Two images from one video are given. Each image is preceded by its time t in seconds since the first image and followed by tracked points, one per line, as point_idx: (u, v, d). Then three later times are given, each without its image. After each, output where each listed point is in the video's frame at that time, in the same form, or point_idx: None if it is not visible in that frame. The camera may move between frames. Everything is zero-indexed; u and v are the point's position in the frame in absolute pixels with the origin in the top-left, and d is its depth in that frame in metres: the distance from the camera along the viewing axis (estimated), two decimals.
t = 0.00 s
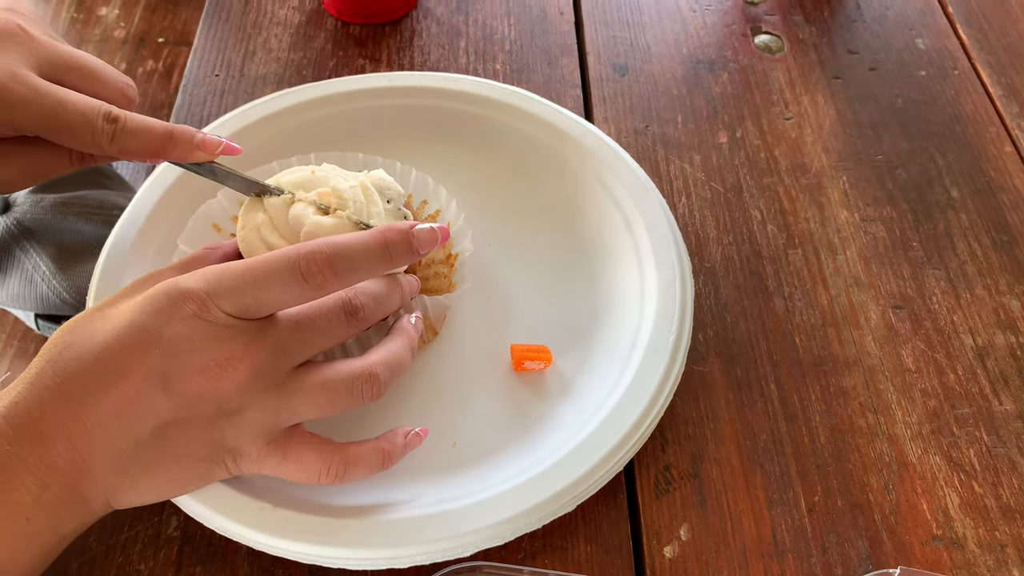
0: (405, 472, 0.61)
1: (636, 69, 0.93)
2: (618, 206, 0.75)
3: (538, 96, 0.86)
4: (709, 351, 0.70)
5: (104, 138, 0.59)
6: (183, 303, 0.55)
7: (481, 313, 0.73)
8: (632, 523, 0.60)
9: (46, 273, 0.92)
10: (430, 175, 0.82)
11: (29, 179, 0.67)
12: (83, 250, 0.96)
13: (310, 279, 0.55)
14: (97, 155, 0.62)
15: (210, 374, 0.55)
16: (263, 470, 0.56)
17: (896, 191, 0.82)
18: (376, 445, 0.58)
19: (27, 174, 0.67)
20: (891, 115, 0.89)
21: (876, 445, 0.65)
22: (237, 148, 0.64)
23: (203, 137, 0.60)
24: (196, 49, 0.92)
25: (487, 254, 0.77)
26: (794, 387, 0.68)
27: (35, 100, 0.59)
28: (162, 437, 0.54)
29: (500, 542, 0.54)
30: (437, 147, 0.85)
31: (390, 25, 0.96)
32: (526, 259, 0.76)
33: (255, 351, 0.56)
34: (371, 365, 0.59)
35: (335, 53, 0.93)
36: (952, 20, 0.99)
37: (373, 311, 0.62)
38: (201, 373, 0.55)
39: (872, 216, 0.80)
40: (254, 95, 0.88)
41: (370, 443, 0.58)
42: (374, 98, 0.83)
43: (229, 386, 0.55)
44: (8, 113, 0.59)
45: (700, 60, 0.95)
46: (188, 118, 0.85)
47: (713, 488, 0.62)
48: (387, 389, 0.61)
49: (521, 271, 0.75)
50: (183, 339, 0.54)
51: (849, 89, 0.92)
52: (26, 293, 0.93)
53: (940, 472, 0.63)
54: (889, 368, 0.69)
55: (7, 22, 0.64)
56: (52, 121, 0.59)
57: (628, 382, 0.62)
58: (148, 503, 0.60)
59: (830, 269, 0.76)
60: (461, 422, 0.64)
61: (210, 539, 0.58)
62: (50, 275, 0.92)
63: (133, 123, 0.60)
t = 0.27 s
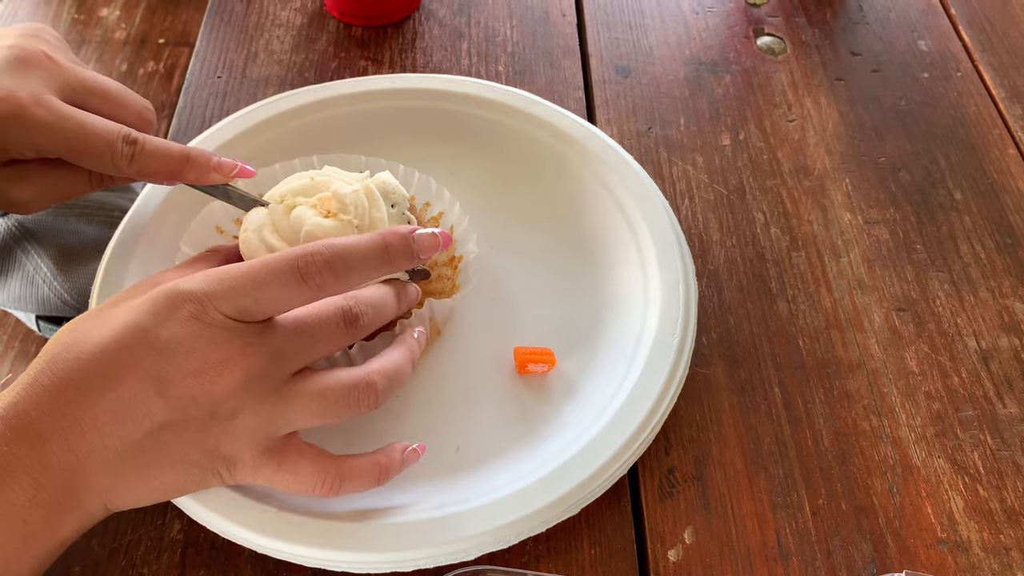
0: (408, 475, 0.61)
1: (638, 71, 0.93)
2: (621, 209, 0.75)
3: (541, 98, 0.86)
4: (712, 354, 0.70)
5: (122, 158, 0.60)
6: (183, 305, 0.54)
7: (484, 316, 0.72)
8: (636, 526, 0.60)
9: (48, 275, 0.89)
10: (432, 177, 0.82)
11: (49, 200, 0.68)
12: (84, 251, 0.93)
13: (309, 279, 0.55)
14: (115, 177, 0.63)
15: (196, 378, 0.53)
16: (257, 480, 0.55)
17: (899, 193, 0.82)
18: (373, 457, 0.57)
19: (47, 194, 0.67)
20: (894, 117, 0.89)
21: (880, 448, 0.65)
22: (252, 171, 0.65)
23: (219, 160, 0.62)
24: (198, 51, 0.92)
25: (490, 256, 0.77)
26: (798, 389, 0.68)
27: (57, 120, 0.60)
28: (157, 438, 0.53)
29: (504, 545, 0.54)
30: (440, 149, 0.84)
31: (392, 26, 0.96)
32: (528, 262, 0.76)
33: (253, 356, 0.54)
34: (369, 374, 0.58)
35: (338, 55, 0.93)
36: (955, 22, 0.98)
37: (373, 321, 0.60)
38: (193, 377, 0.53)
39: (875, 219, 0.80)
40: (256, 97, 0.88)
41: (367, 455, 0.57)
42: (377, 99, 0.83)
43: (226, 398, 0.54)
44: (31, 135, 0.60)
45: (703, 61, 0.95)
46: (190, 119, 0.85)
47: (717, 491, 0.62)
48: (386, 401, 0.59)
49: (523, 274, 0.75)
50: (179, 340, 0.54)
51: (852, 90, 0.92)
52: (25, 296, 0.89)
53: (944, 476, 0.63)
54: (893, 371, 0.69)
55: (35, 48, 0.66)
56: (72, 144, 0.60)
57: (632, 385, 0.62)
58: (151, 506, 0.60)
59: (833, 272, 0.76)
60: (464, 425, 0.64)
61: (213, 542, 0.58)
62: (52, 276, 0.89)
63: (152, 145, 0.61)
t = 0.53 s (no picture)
0: (409, 478, 0.60)
1: (639, 70, 0.92)
2: (622, 209, 0.75)
3: (541, 98, 0.86)
4: (714, 355, 0.70)
5: (139, 185, 0.63)
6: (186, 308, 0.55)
7: (485, 317, 0.72)
8: (638, 528, 0.60)
9: (48, 275, 0.88)
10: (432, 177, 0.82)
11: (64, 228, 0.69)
12: (84, 252, 0.92)
13: (274, 293, 0.55)
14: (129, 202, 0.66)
15: (168, 394, 0.53)
16: (219, 501, 0.53)
17: (901, 193, 0.82)
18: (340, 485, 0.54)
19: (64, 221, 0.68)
20: (896, 117, 0.89)
21: (883, 449, 0.64)
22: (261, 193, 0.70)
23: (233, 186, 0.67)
24: (198, 51, 0.92)
25: (490, 257, 0.77)
26: (801, 390, 0.67)
27: (72, 148, 0.63)
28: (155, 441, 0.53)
29: (505, 549, 0.54)
30: (440, 149, 0.84)
31: (393, 26, 0.96)
32: (529, 262, 0.76)
33: (215, 374, 0.54)
34: (336, 396, 0.56)
35: (338, 55, 0.93)
36: (957, 21, 0.98)
37: (352, 348, 0.60)
38: (172, 385, 0.53)
39: (877, 219, 0.80)
40: (256, 97, 0.88)
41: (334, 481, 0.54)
42: (376, 99, 0.83)
43: (211, 411, 0.53)
44: (52, 164, 0.63)
45: (705, 61, 0.94)
46: (190, 120, 0.84)
47: (719, 493, 0.61)
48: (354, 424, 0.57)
49: (524, 275, 0.75)
50: (170, 348, 0.54)
51: (854, 90, 0.92)
52: (25, 296, 0.88)
53: (948, 477, 0.63)
54: (896, 372, 0.69)
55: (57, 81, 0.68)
56: (90, 171, 0.63)
57: (634, 387, 0.62)
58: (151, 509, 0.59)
59: (836, 272, 0.75)
60: (464, 427, 0.64)
61: (214, 544, 0.58)
62: (51, 277, 0.88)
63: (168, 173, 0.64)
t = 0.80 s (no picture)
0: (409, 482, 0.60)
1: (640, 72, 0.92)
2: (623, 211, 0.75)
3: (541, 100, 0.86)
4: (715, 357, 0.69)
5: (143, 201, 0.64)
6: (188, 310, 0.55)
7: (485, 319, 0.72)
8: (639, 531, 0.60)
9: (47, 277, 0.88)
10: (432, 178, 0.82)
11: (64, 234, 0.68)
12: (84, 254, 0.92)
13: (278, 291, 0.55)
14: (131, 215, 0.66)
15: (171, 393, 0.53)
16: (221, 501, 0.52)
17: (902, 195, 0.82)
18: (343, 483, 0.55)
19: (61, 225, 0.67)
20: (897, 119, 0.88)
21: (884, 452, 0.64)
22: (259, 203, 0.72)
23: (234, 199, 0.68)
24: (197, 53, 0.91)
25: (490, 258, 0.76)
26: (801, 393, 0.67)
27: (80, 165, 0.63)
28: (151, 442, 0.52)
29: (504, 553, 0.53)
30: (440, 151, 0.84)
31: (392, 28, 0.96)
32: (529, 264, 0.76)
33: (218, 374, 0.54)
34: (340, 392, 0.56)
35: (337, 56, 0.93)
36: (958, 23, 0.98)
37: (354, 347, 0.60)
38: (175, 384, 0.53)
39: (878, 221, 0.80)
40: (256, 98, 0.88)
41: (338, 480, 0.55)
42: (376, 101, 0.83)
43: (213, 410, 0.53)
44: (63, 178, 0.63)
45: (705, 63, 0.94)
46: (190, 122, 0.84)
47: (720, 497, 0.61)
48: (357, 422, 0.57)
49: (524, 277, 0.75)
50: (169, 352, 0.53)
51: (855, 92, 0.91)
52: (24, 297, 0.88)
53: (948, 480, 0.63)
54: (897, 374, 0.69)
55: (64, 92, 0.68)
56: (97, 184, 0.63)
57: (634, 389, 0.62)
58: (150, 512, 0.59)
59: (837, 274, 0.75)
60: (464, 430, 0.64)
61: (213, 548, 0.58)
62: (51, 279, 0.88)
63: (172, 189, 0.65)
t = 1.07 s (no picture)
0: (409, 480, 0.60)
1: (640, 71, 0.92)
2: (623, 211, 0.75)
3: (541, 99, 0.86)
4: (715, 357, 0.69)
5: (137, 203, 0.64)
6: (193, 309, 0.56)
7: (484, 319, 0.72)
8: (638, 530, 0.60)
9: (46, 277, 0.87)
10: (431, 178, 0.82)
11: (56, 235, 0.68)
12: (84, 253, 0.91)
13: (297, 281, 0.56)
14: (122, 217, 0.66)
15: (189, 378, 0.55)
16: (230, 493, 0.53)
17: (902, 194, 0.82)
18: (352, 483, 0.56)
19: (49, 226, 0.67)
20: (897, 118, 0.88)
21: (884, 452, 0.64)
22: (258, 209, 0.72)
23: (226, 202, 0.68)
24: (196, 52, 0.91)
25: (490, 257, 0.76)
26: (801, 393, 0.67)
27: (73, 165, 0.63)
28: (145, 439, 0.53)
29: (504, 552, 0.53)
30: (439, 149, 0.84)
31: (392, 27, 0.96)
32: (529, 263, 0.76)
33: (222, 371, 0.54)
34: (352, 389, 0.58)
35: (337, 56, 0.92)
36: (958, 22, 0.98)
37: (365, 347, 0.61)
38: (189, 375, 0.54)
39: (878, 220, 0.79)
40: (255, 98, 0.88)
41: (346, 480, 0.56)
42: (375, 100, 0.83)
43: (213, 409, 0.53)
44: (53, 178, 0.63)
45: (705, 62, 0.94)
46: (189, 121, 0.84)
47: (720, 496, 0.61)
48: (366, 420, 0.58)
49: (524, 276, 0.75)
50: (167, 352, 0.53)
51: (855, 91, 0.91)
52: (24, 298, 0.88)
53: (948, 479, 0.63)
54: (897, 374, 0.69)
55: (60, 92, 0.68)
56: (89, 184, 0.63)
57: (634, 388, 0.62)
58: (150, 512, 0.59)
59: (837, 274, 0.75)
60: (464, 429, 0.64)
61: (212, 548, 0.58)
62: (50, 279, 0.88)
63: (165, 191, 0.65)
